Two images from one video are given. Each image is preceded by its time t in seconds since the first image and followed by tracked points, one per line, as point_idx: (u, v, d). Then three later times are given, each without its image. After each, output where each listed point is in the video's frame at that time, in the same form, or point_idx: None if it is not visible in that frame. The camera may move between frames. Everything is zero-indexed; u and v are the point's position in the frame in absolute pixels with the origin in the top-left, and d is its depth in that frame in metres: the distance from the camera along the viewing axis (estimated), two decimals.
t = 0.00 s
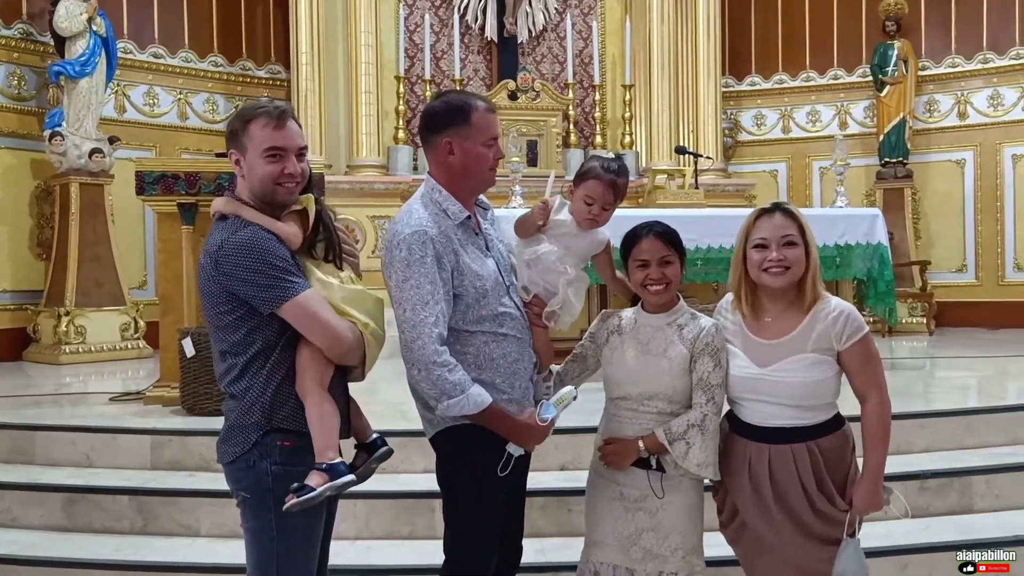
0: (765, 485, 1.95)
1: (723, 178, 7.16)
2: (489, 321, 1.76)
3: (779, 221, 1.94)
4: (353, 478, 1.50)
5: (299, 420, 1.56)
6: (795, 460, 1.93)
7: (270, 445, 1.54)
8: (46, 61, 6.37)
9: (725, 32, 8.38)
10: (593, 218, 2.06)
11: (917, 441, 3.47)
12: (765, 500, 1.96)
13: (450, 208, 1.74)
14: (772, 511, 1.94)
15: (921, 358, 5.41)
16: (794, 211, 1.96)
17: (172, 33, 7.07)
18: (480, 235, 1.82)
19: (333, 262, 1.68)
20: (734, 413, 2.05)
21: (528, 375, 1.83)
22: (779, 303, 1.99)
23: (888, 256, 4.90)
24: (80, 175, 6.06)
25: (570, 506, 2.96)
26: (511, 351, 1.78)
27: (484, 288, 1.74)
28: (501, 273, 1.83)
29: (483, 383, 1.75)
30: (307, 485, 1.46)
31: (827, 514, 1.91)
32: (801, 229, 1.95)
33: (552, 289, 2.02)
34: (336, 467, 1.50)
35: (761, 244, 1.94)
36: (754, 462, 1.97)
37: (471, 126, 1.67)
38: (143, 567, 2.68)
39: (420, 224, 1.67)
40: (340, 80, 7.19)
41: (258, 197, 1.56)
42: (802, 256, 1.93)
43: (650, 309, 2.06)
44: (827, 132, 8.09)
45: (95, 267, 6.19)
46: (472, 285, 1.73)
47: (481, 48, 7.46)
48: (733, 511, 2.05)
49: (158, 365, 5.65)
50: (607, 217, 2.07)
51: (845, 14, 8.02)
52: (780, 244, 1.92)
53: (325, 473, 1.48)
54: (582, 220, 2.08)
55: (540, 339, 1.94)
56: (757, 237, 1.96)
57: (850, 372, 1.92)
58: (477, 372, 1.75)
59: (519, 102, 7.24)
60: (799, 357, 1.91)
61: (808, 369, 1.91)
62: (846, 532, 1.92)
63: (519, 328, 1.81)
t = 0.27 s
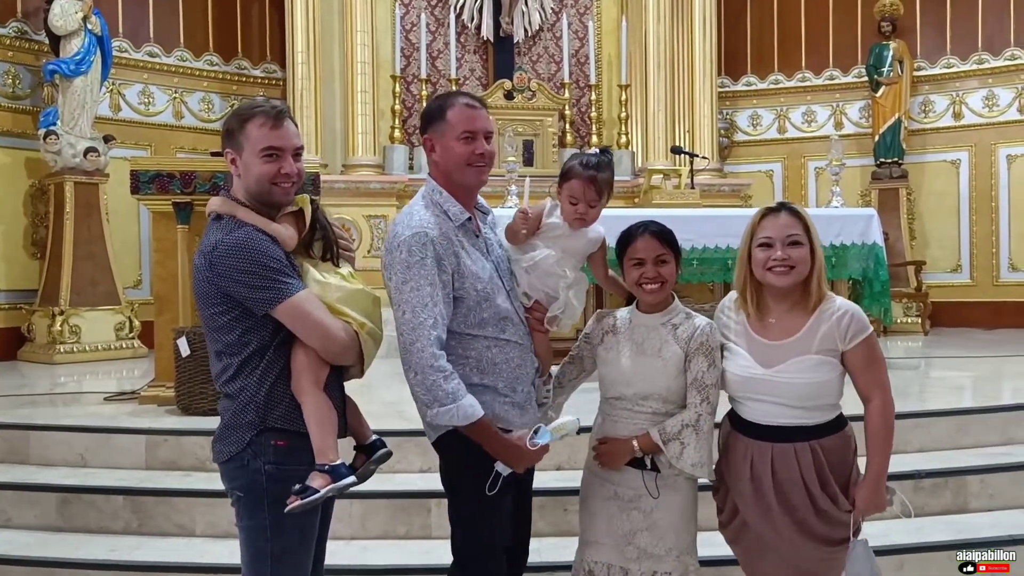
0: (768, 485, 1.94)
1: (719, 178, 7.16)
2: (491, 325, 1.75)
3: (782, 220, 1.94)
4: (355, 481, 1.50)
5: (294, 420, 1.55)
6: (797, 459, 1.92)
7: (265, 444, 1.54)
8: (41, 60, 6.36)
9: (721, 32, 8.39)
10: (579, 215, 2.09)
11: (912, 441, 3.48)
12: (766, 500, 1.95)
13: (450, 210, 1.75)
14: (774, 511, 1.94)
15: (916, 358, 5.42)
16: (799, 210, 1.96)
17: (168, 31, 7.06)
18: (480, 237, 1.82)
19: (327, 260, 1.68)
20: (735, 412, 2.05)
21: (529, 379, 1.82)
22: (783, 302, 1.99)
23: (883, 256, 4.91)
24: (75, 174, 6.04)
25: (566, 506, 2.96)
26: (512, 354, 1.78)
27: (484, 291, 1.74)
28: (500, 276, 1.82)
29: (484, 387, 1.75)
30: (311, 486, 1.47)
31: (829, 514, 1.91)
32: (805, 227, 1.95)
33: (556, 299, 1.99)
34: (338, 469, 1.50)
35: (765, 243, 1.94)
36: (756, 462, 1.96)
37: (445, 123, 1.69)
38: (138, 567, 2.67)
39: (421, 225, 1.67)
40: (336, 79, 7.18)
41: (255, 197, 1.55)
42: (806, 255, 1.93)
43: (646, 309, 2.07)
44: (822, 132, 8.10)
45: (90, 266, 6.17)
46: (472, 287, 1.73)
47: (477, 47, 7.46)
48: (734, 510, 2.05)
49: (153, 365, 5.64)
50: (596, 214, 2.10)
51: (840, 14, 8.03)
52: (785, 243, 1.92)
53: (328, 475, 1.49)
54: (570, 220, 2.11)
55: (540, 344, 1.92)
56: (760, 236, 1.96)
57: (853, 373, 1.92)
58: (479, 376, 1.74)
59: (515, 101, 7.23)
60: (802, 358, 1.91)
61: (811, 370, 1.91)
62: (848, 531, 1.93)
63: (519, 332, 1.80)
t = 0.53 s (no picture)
0: (770, 488, 1.94)
1: (716, 178, 7.16)
2: (490, 333, 1.75)
3: (786, 224, 1.92)
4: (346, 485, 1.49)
5: (291, 420, 1.54)
6: (800, 462, 1.92)
7: (262, 444, 1.53)
8: (37, 59, 6.34)
9: (717, 32, 8.39)
10: (566, 219, 2.06)
11: (909, 441, 3.49)
12: (769, 503, 1.95)
13: (448, 218, 1.74)
14: (776, 514, 1.94)
15: (912, 359, 5.43)
16: (805, 215, 1.93)
17: (164, 31, 7.05)
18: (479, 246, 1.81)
19: (324, 258, 1.68)
20: (740, 413, 2.04)
21: (531, 387, 1.81)
22: (789, 306, 1.96)
23: (879, 256, 4.91)
24: (70, 173, 6.03)
25: (563, 506, 2.96)
26: (513, 363, 1.76)
27: (481, 299, 1.74)
28: (500, 285, 1.82)
29: (483, 396, 1.73)
30: (302, 488, 1.46)
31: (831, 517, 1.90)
32: (810, 231, 1.92)
33: (555, 306, 2.05)
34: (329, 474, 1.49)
35: (768, 247, 1.92)
36: (759, 464, 1.96)
37: (441, 130, 1.69)
38: (133, 567, 2.66)
39: (417, 233, 1.67)
40: (333, 78, 7.17)
41: (252, 196, 1.55)
42: (810, 260, 1.91)
43: (641, 309, 2.06)
44: (819, 133, 8.11)
45: (86, 265, 6.16)
46: (467, 295, 1.73)
47: (474, 47, 7.46)
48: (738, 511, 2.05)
49: (149, 365, 5.63)
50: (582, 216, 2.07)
51: (837, 15, 8.04)
52: (788, 248, 1.90)
53: (319, 478, 1.48)
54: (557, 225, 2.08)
55: (542, 352, 1.91)
56: (764, 241, 1.94)
57: (856, 377, 1.90)
58: (478, 385, 1.73)
59: (512, 101, 7.22)
60: (805, 366, 1.90)
61: (815, 378, 1.90)
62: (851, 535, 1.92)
63: (520, 341, 1.79)
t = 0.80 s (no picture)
0: (771, 489, 1.94)
1: (713, 179, 7.17)
2: (489, 340, 1.74)
3: (783, 229, 1.92)
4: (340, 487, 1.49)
5: (288, 421, 1.54)
6: (801, 464, 1.92)
7: (260, 446, 1.53)
8: (33, 58, 6.33)
9: (715, 32, 8.40)
10: (549, 223, 2.05)
11: (906, 441, 3.49)
12: (769, 504, 1.95)
13: (443, 227, 1.74)
14: (777, 516, 1.94)
15: (909, 359, 5.44)
16: (802, 218, 1.93)
17: (161, 31, 7.04)
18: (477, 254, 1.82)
19: (323, 259, 1.69)
20: (740, 416, 2.04)
21: (533, 393, 1.81)
22: (787, 311, 1.96)
23: (876, 256, 4.92)
24: (67, 173, 6.02)
25: (560, 506, 2.96)
26: (513, 370, 1.76)
27: (479, 307, 1.74)
28: (498, 292, 1.82)
29: (484, 404, 1.73)
30: (295, 490, 1.46)
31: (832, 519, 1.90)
32: (807, 235, 1.92)
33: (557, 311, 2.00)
34: (323, 476, 1.49)
35: (764, 252, 1.92)
36: (759, 466, 1.96)
37: (434, 139, 1.69)
38: (130, 567, 2.66)
39: (412, 242, 1.68)
40: (330, 78, 7.16)
41: (252, 196, 1.54)
42: (807, 265, 1.91)
43: (638, 310, 2.06)
44: (816, 133, 8.11)
45: (83, 265, 6.15)
46: (466, 302, 1.73)
47: (471, 47, 7.47)
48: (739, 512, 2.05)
49: (145, 365, 5.62)
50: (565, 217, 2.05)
51: (834, 16, 8.05)
52: (781, 253, 1.90)
53: (313, 480, 1.48)
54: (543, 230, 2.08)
55: (542, 357, 1.92)
56: (760, 245, 1.94)
57: (855, 381, 1.90)
58: (479, 393, 1.73)
59: (510, 101, 7.20)
60: (805, 372, 1.90)
61: (816, 384, 1.89)
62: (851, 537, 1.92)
63: (520, 347, 1.79)
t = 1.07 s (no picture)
0: (772, 488, 1.94)
1: (711, 178, 7.17)
2: (489, 342, 1.74)
3: (779, 225, 1.92)
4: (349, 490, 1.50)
5: (289, 422, 1.54)
6: (802, 463, 1.92)
7: (261, 446, 1.53)
8: (30, 57, 6.32)
9: (712, 32, 8.41)
10: (540, 215, 2.07)
11: (903, 440, 3.50)
12: (770, 503, 1.95)
13: (440, 229, 1.75)
14: (778, 514, 1.94)
15: (906, 358, 5.44)
16: (798, 214, 1.93)
17: (158, 30, 7.04)
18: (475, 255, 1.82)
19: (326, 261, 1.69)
20: (741, 414, 2.04)
21: (534, 394, 1.81)
22: (787, 307, 1.96)
23: (874, 256, 4.92)
24: (64, 172, 6.01)
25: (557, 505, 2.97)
26: (514, 371, 1.76)
27: (477, 309, 1.74)
28: (495, 293, 1.82)
29: (485, 405, 1.73)
30: (305, 493, 1.47)
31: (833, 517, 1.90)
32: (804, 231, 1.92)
33: (555, 311, 1.97)
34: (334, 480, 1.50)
35: (762, 249, 1.92)
36: (760, 465, 1.96)
37: (429, 144, 1.69)
38: (127, 567, 2.66)
39: (408, 244, 1.68)
40: (328, 78, 7.16)
41: (256, 195, 1.54)
42: (804, 261, 1.91)
43: (637, 310, 2.06)
44: (814, 132, 8.12)
45: (80, 264, 6.14)
46: (463, 304, 1.73)
47: (469, 46, 7.48)
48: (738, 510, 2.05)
49: (142, 365, 5.62)
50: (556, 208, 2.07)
51: (831, 15, 8.06)
52: (781, 249, 1.90)
53: (323, 483, 1.49)
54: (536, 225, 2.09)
55: (542, 359, 1.92)
56: (758, 242, 1.94)
57: (856, 379, 1.90)
58: (479, 395, 1.73)
59: (507, 100, 7.19)
60: (806, 368, 1.90)
61: (817, 380, 1.89)
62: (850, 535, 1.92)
63: (520, 348, 1.78)
